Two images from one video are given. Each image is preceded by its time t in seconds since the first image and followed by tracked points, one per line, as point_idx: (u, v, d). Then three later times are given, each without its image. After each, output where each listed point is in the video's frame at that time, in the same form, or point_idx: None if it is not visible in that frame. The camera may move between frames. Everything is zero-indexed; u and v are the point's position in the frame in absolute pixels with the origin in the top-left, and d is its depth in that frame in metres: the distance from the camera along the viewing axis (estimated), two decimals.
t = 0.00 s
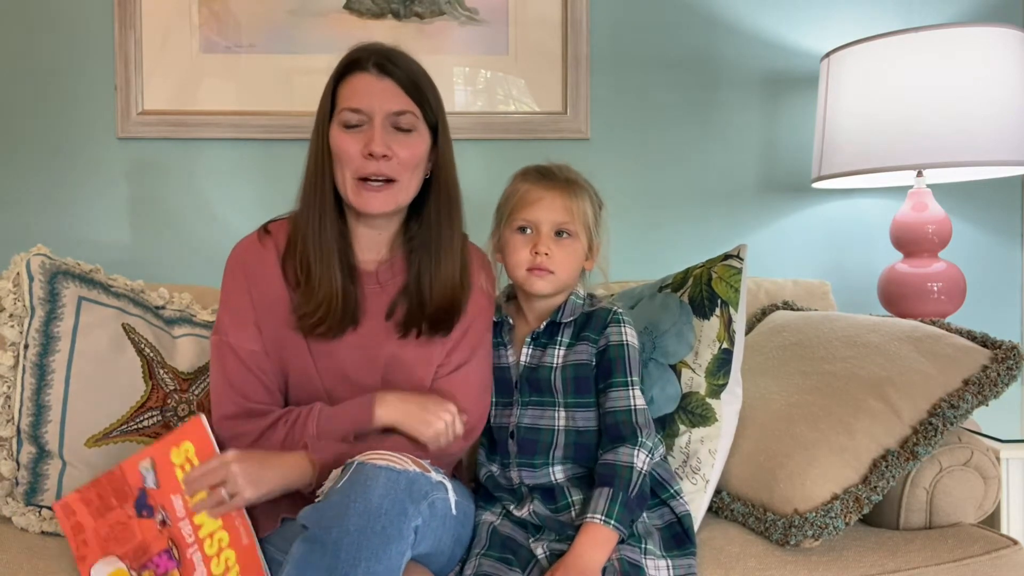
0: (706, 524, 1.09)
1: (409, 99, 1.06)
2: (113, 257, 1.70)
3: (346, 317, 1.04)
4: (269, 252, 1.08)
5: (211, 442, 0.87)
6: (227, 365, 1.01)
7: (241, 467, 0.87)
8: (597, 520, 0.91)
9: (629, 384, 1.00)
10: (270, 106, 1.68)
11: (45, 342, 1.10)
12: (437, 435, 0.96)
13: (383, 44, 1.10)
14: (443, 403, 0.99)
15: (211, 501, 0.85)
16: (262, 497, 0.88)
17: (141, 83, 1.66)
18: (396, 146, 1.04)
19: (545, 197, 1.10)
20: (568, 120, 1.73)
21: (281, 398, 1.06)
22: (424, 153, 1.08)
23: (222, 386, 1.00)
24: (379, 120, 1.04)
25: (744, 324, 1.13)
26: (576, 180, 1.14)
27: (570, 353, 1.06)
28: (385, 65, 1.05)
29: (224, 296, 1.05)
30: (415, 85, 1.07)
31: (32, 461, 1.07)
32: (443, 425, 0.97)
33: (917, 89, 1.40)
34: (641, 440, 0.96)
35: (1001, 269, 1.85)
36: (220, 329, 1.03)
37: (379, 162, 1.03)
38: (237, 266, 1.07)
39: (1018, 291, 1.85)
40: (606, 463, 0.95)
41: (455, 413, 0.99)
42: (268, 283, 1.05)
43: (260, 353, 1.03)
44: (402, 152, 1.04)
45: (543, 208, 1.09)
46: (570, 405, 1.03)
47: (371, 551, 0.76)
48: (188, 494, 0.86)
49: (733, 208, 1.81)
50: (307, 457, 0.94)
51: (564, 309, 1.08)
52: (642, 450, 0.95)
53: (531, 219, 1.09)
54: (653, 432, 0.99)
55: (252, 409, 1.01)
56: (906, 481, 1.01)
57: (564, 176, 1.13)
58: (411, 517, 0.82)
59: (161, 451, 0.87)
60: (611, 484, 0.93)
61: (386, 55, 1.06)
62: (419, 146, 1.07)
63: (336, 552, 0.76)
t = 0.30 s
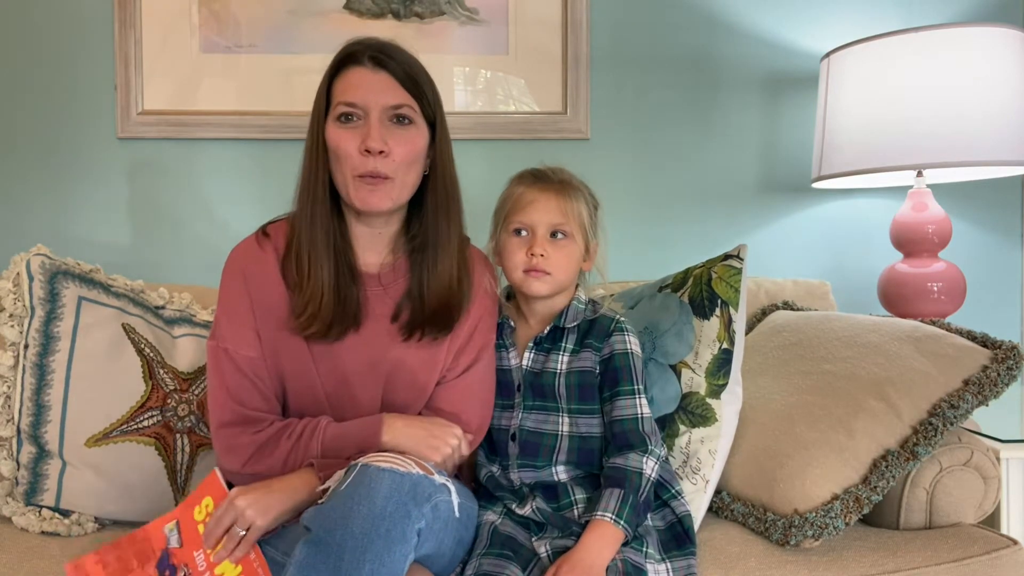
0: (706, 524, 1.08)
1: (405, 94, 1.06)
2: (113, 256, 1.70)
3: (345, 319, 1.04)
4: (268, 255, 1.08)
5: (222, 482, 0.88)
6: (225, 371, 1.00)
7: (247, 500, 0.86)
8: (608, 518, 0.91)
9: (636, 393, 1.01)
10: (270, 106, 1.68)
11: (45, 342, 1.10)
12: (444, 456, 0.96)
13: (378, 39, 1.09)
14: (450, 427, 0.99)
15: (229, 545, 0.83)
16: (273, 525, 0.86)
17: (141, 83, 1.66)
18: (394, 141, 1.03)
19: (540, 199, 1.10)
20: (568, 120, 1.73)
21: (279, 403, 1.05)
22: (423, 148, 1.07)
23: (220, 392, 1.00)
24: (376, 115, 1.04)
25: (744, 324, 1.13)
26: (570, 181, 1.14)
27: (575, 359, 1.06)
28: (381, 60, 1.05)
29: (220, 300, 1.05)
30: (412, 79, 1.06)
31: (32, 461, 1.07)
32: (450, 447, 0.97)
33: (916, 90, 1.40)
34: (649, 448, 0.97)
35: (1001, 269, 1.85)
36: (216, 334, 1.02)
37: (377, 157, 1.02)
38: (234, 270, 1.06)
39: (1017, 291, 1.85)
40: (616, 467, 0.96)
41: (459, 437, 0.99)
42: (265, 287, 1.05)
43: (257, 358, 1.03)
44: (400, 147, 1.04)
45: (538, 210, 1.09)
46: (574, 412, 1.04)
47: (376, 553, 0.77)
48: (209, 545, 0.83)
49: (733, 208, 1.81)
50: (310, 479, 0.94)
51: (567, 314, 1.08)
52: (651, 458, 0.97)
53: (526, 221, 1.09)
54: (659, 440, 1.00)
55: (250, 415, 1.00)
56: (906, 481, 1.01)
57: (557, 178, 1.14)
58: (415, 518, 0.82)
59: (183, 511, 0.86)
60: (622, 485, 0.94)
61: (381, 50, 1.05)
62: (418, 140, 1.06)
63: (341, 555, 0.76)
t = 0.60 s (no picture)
0: (706, 524, 1.08)
1: (396, 94, 1.04)
2: (112, 256, 1.70)
3: (342, 321, 1.04)
4: (265, 257, 1.07)
5: (211, 497, 0.86)
6: (222, 375, 1.00)
7: (246, 507, 0.86)
8: (608, 517, 0.91)
9: (636, 395, 1.01)
10: (270, 106, 1.68)
11: (45, 342, 1.10)
12: (442, 458, 0.97)
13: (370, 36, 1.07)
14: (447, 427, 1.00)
15: (231, 553, 0.85)
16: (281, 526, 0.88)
17: (141, 83, 1.66)
18: (386, 143, 1.03)
19: (539, 198, 1.10)
20: (568, 120, 1.73)
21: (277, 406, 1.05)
22: (416, 148, 1.07)
23: (217, 396, 1.00)
24: (366, 117, 1.03)
25: (744, 324, 1.13)
26: (570, 181, 1.14)
27: (574, 360, 1.06)
28: (370, 60, 1.03)
29: (217, 303, 1.04)
30: (402, 78, 1.04)
31: (32, 461, 1.07)
32: (447, 447, 0.97)
33: (916, 90, 1.40)
34: (649, 449, 0.97)
35: (1001, 269, 1.85)
36: (213, 337, 1.02)
37: (367, 160, 1.02)
38: (231, 272, 1.06)
39: (1017, 291, 1.85)
40: (616, 467, 0.96)
41: (457, 438, 1.00)
42: (262, 289, 1.05)
43: (254, 361, 1.02)
44: (392, 149, 1.03)
45: (537, 209, 1.09)
46: (572, 412, 1.04)
47: (373, 555, 0.77)
48: (207, 560, 0.84)
49: (733, 208, 1.81)
50: (309, 480, 0.93)
51: (567, 314, 1.08)
52: (651, 459, 0.97)
53: (525, 220, 1.09)
54: (659, 443, 1.00)
55: (247, 419, 1.00)
56: (906, 481, 1.01)
57: (557, 177, 1.13)
58: (413, 520, 0.82)
59: (164, 529, 0.84)
60: (623, 485, 0.94)
61: (371, 50, 1.03)
62: (410, 141, 1.05)
63: (337, 557, 0.77)
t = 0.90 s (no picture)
0: (706, 524, 1.08)
1: (401, 97, 1.03)
2: (112, 256, 1.70)
3: (351, 310, 1.04)
4: (273, 235, 1.06)
5: (195, 517, 0.87)
6: (232, 350, 0.98)
7: (235, 532, 0.84)
8: (611, 517, 0.92)
9: (638, 397, 1.01)
10: (270, 106, 1.68)
11: (45, 342, 1.10)
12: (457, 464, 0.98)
13: (370, 32, 1.05)
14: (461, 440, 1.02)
15: None
16: (277, 539, 0.87)
17: (141, 83, 1.66)
18: (391, 146, 1.02)
19: (541, 198, 1.10)
20: (568, 120, 1.73)
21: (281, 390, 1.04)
22: (420, 150, 1.06)
23: (228, 372, 0.98)
24: (371, 120, 1.02)
25: (744, 324, 1.13)
26: (574, 181, 1.13)
27: (576, 360, 1.06)
28: (374, 63, 1.01)
29: (225, 282, 1.02)
30: (405, 78, 1.03)
31: (32, 462, 1.07)
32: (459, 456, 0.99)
33: (917, 90, 1.40)
34: (652, 452, 0.98)
35: (1001, 269, 1.85)
36: (224, 316, 1.00)
37: (373, 164, 1.02)
38: (240, 247, 1.04)
39: (1017, 291, 1.85)
40: (619, 467, 0.96)
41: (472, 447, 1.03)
42: (271, 269, 1.04)
43: (264, 339, 1.01)
44: (397, 151, 1.03)
45: (539, 209, 1.09)
46: (573, 412, 1.04)
47: (368, 558, 0.77)
48: None
49: (733, 208, 1.81)
50: (306, 489, 0.93)
51: (570, 314, 1.08)
52: (653, 461, 0.97)
53: (527, 220, 1.09)
54: (661, 445, 1.01)
55: (259, 398, 0.98)
56: (906, 481, 1.01)
57: (561, 177, 1.13)
58: (409, 522, 0.82)
59: (151, 551, 0.85)
60: (626, 486, 0.94)
61: (374, 50, 1.02)
62: (415, 142, 1.05)
63: (334, 560, 0.76)
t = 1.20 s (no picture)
0: (706, 524, 1.08)
1: (402, 102, 1.03)
2: (112, 256, 1.70)
3: (352, 314, 1.03)
4: (272, 241, 1.06)
5: (198, 517, 0.87)
6: (234, 357, 0.98)
7: (237, 529, 0.84)
8: (617, 519, 0.92)
9: (648, 405, 1.00)
10: (270, 106, 1.68)
11: (45, 342, 1.10)
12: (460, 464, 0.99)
13: (370, 38, 1.05)
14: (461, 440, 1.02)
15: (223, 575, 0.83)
16: (278, 537, 0.87)
17: (142, 83, 1.66)
18: (392, 150, 1.02)
19: (538, 217, 1.05)
20: (568, 120, 1.73)
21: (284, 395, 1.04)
22: (421, 155, 1.06)
23: (231, 380, 0.98)
24: (372, 125, 1.02)
25: (744, 324, 1.13)
26: (575, 193, 1.06)
27: (585, 363, 1.05)
28: (375, 67, 1.01)
29: (227, 287, 1.03)
30: (406, 83, 1.03)
31: (32, 462, 1.07)
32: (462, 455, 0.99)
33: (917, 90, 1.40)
34: (658, 460, 0.98)
35: (1001, 269, 1.85)
36: (225, 323, 1.00)
37: (374, 169, 1.01)
38: (240, 254, 1.04)
39: (1017, 291, 1.85)
40: (626, 471, 0.96)
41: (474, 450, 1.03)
42: (271, 274, 1.03)
43: (265, 345, 1.01)
44: (398, 156, 1.03)
45: (535, 230, 1.04)
46: (578, 415, 1.03)
47: (369, 557, 0.77)
48: None
49: (733, 208, 1.81)
50: (306, 488, 0.93)
51: (580, 317, 1.07)
52: (661, 469, 0.97)
53: (524, 241, 1.05)
54: (667, 452, 1.01)
55: (262, 404, 0.98)
56: (906, 481, 1.01)
57: (562, 190, 1.06)
58: (410, 521, 0.82)
59: (153, 550, 0.86)
60: (632, 490, 0.94)
61: (375, 55, 1.02)
62: (416, 147, 1.05)
63: (335, 559, 0.76)
